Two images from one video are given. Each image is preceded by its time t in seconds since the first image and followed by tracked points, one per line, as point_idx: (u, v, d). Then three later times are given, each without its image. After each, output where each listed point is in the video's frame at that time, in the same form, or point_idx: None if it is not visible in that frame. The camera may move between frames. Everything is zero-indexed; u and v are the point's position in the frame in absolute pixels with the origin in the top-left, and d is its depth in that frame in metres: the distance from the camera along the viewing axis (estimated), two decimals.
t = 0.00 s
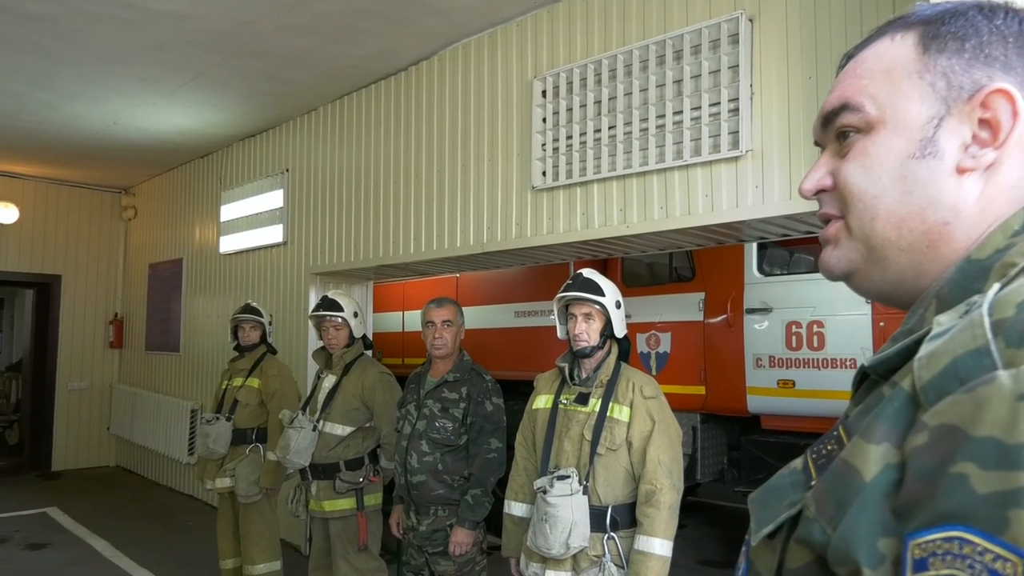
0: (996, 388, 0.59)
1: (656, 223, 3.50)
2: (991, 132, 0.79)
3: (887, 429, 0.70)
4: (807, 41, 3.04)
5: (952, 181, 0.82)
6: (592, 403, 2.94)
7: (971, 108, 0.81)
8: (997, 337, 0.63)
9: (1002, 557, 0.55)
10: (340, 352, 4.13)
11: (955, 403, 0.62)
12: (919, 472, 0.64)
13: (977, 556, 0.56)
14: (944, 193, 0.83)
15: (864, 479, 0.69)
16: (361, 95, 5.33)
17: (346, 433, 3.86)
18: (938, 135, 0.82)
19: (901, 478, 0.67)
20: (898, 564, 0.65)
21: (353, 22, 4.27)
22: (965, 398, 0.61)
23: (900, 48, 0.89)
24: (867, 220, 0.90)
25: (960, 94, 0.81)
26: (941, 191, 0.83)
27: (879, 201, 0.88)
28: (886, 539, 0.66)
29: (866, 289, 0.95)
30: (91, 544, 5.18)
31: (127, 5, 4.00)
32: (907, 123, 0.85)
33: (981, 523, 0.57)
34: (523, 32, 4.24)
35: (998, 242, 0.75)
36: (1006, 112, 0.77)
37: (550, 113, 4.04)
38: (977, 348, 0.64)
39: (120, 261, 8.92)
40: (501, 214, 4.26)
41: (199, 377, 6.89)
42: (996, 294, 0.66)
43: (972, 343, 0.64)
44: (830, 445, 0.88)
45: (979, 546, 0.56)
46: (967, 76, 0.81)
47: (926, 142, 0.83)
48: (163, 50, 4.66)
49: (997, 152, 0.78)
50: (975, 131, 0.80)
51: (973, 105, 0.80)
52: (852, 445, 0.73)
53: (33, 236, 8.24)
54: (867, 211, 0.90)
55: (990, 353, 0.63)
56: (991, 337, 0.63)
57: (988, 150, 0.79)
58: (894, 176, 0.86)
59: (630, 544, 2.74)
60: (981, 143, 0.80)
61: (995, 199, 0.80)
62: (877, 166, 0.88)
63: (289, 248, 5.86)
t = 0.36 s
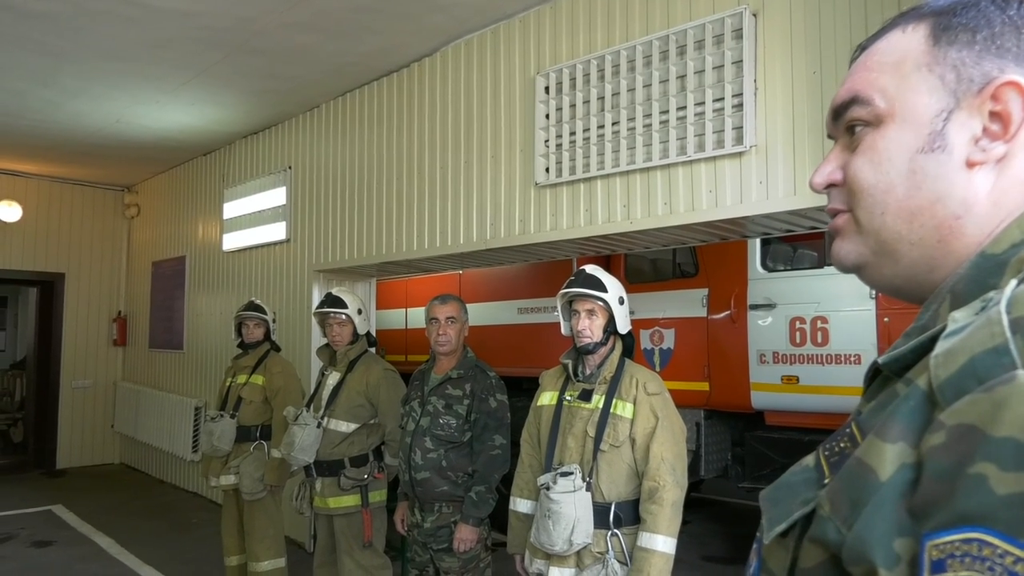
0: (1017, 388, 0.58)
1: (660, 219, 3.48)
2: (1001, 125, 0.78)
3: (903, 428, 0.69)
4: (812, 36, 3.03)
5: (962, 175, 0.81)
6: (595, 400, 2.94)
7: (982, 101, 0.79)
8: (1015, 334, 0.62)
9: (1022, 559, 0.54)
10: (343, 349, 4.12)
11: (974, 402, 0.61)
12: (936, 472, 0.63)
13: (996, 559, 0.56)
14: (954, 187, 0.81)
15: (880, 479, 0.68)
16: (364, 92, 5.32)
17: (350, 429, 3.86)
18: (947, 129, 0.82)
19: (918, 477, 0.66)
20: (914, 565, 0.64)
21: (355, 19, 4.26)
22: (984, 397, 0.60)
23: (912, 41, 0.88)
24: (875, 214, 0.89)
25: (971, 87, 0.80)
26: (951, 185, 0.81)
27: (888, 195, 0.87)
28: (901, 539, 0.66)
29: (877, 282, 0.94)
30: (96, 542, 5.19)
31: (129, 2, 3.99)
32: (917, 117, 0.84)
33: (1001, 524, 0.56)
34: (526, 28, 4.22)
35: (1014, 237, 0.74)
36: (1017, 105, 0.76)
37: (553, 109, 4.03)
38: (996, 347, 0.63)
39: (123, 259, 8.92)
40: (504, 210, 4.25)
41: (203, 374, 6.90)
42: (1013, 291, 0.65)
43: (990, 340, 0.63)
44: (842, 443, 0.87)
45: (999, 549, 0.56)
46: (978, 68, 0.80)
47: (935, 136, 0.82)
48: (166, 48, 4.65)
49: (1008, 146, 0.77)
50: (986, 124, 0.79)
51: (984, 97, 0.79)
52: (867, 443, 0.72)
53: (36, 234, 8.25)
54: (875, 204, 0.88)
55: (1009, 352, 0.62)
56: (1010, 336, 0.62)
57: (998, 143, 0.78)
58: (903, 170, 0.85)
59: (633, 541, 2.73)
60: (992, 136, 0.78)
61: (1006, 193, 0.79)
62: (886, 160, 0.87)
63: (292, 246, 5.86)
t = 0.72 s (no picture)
0: None
1: (670, 216, 3.47)
2: (998, 120, 0.76)
3: (919, 427, 0.68)
4: (823, 32, 3.01)
5: (959, 174, 0.79)
6: (606, 398, 2.93)
7: (977, 99, 0.77)
8: None
9: None
10: (355, 346, 4.12)
11: (990, 402, 0.60)
12: (953, 472, 0.62)
13: (1014, 560, 0.55)
14: (952, 185, 0.79)
15: (898, 479, 0.67)
16: (372, 90, 5.33)
17: (363, 427, 3.87)
18: (942, 128, 0.80)
19: (935, 477, 0.65)
20: (931, 565, 0.63)
21: (364, 17, 4.26)
22: (1001, 397, 0.59)
23: (908, 44, 0.87)
24: (878, 217, 0.87)
25: (965, 86, 0.79)
26: (949, 184, 0.79)
27: (888, 196, 0.85)
28: (917, 539, 0.64)
29: (890, 285, 0.91)
30: (109, 539, 5.22)
31: (139, 2, 4.00)
32: (914, 117, 0.83)
33: (1019, 525, 0.55)
34: (535, 26, 4.21)
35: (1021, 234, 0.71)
36: (1011, 100, 0.74)
37: (562, 107, 4.02)
38: (1013, 346, 0.62)
39: (134, 258, 8.97)
40: (514, 208, 4.25)
41: (214, 372, 6.93)
42: None
43: (1007, 339, 0.63)
44: (858, 442, 0.86)
45: (1017, 549, 0.55)
46: (971, 66, 0.79)
47: (931, 136, 0.81)
48: (175, 47, 4.67)
49: (1003, 141, 0.75)
50: (982, 121, 0.77)
51: (978, 95, 0.77)
52: (882, 443, 0.71)
53: (48, 233, 8.30)
54: (877, 207, 0.87)
55: None
56: None
57: (994, 139, 0.76)
58: (901, 171, 0.83)
59: (645, 540, 2.73)
60: (989, 132, 0.76)
61: (1007, 190, 0.76)
62: (883, 161, 0.85)
63: (302, 244, 5.88)
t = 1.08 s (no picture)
0: None
1: (686, 214, 3.45)
2: (1005, 118, 0.75)
3: (931, 426, 0.67)
4: (840, 27, 2.98)
5: (967, 174, 0.77)
6: (621, 397, 2.93)
7: (983, 97, 0.77)
8: None
9: None
10: (372, 346, 4.14)
11: (1004, 400, 0.59)
12: (965, 470, 0.62)
13: None
14: (960, 185, 0.78)
15: (908, 478, 0.67)
16: (387, 91, 5.36)
17: (383, 425, 3.90)
18: (949, 127, 0.79)
19: (947, 475, 0.65)
20: (944, 565, 0.62)
21: (379, 17, 4.28)
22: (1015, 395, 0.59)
23: (914, 44, 0.86)
24: (889, 219, 0.86)
25: (971, 85, 0.78)
26: (957, 183, 0.78)
27: (898, 198, 0.84)
28: (930, 538, 0.64)
29: (905, 287, 0.90)
30: (130, 536, 5.29)
31: (157, 5, 4.04)
32: (920, 118, 0.82)
33: None
34: (549, 24, 4.21)
35: None
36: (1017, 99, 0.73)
37: (577, 105, 4.01)
38: None
39: (154, 258, 9.08)
40: (529, 207, 4.24)
41: (232, 372, 7.00)
42: None
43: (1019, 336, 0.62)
44: (871, 443, 0.85)
45: None
46: (976, 65, 0.78)
47: (938, 135, 0.80)
48: (193, 49, 4.71)
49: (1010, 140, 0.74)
50: (988, 119, 0.76)
51: (984, 93, 0.76)
52: (894, 443, 0.70)
53: (69, 234, 8.42)
54: (888, 208, 0.86)
55: None
56: None
57: (1001, 137, 0.75)
58: (910, 172, 0.82)
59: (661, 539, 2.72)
60: (995, 130, 0.75)
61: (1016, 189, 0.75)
62: (892, 162, 0.84)
63: (318, 244, 5.92)
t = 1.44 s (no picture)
0: None
1: (703, 212, 3.42)
2: None
3: (942, 418, 0.66)
4: (859, 20, 2.94)
5: (986, 165, 0.76)
6: (639, 396, 2.91)
7: (1003, 87, 0.75)
8: None
9: None
10: (392, 346, 4.15)
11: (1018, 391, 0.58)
12: (977, 463, 0.60)
13: None
14: (980, 177, 0.76)
15: (919, 471, 0.65)
16: (403, 92, 5.38)
17: (403, 426, 3.90)
18: (969, 118, 0.77)
19: (959, 468, 0.63)
20: (956, 560, 0.61)
21: (395, 19, 4.29)
22: None
23: (931, 34, 0.84)
24: (905, 213, 0.83)
25: (990, 75, 0.76)
26: (976, 175, 0.76)
27: (914, 191, 0.82)
28: (942, 533, 0.62)
29: (919, 282, 0.87)
30: (155, 536, 5.35)
31: (176, 10, 4.09)
32: (938, 108, 0.80)
33: None
34: (564, 23, 4.19)
35: None
36: None
37: (593, 104, 4.00)
38: None
39: (177, 261, 9.20)
40: (546, 206, 4.23)
41: (254, 373, 7.07)
42: None
43: None
44: (883, 436, 0.84)
45: None
46: (995, 54, 0.76)
47: (956, 126, 0.78)
48: (212, 53, 4.76)
49: None
50: (1010, 109, 0.74)
51: (1005, 83, 0.75)
52: (905, 435, 0.69)
53: (93, 238, 8.57)
54: (904, 202, 0.83)
55: None
56: None
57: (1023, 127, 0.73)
58: (928, 164, 0.80)
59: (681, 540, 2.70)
60: (1017, 121, 0.74)
61: None
62: (909, 155, 0.82)
63: (337, 245, 5.96)
